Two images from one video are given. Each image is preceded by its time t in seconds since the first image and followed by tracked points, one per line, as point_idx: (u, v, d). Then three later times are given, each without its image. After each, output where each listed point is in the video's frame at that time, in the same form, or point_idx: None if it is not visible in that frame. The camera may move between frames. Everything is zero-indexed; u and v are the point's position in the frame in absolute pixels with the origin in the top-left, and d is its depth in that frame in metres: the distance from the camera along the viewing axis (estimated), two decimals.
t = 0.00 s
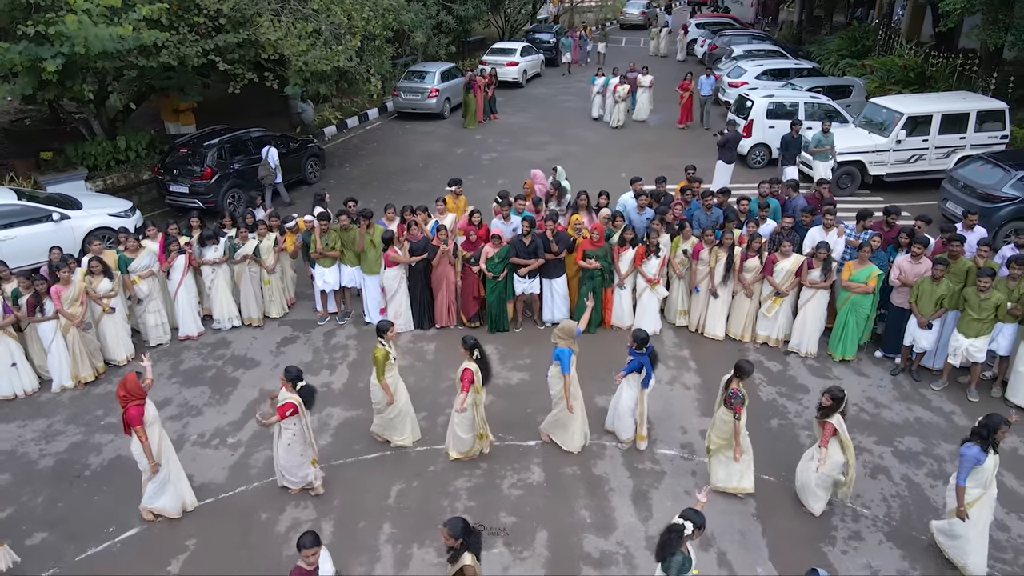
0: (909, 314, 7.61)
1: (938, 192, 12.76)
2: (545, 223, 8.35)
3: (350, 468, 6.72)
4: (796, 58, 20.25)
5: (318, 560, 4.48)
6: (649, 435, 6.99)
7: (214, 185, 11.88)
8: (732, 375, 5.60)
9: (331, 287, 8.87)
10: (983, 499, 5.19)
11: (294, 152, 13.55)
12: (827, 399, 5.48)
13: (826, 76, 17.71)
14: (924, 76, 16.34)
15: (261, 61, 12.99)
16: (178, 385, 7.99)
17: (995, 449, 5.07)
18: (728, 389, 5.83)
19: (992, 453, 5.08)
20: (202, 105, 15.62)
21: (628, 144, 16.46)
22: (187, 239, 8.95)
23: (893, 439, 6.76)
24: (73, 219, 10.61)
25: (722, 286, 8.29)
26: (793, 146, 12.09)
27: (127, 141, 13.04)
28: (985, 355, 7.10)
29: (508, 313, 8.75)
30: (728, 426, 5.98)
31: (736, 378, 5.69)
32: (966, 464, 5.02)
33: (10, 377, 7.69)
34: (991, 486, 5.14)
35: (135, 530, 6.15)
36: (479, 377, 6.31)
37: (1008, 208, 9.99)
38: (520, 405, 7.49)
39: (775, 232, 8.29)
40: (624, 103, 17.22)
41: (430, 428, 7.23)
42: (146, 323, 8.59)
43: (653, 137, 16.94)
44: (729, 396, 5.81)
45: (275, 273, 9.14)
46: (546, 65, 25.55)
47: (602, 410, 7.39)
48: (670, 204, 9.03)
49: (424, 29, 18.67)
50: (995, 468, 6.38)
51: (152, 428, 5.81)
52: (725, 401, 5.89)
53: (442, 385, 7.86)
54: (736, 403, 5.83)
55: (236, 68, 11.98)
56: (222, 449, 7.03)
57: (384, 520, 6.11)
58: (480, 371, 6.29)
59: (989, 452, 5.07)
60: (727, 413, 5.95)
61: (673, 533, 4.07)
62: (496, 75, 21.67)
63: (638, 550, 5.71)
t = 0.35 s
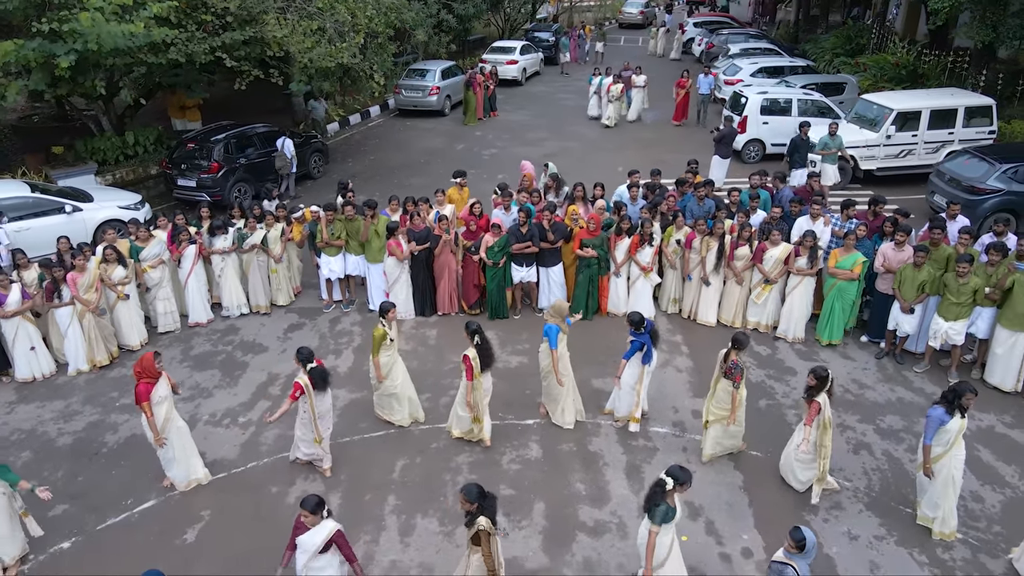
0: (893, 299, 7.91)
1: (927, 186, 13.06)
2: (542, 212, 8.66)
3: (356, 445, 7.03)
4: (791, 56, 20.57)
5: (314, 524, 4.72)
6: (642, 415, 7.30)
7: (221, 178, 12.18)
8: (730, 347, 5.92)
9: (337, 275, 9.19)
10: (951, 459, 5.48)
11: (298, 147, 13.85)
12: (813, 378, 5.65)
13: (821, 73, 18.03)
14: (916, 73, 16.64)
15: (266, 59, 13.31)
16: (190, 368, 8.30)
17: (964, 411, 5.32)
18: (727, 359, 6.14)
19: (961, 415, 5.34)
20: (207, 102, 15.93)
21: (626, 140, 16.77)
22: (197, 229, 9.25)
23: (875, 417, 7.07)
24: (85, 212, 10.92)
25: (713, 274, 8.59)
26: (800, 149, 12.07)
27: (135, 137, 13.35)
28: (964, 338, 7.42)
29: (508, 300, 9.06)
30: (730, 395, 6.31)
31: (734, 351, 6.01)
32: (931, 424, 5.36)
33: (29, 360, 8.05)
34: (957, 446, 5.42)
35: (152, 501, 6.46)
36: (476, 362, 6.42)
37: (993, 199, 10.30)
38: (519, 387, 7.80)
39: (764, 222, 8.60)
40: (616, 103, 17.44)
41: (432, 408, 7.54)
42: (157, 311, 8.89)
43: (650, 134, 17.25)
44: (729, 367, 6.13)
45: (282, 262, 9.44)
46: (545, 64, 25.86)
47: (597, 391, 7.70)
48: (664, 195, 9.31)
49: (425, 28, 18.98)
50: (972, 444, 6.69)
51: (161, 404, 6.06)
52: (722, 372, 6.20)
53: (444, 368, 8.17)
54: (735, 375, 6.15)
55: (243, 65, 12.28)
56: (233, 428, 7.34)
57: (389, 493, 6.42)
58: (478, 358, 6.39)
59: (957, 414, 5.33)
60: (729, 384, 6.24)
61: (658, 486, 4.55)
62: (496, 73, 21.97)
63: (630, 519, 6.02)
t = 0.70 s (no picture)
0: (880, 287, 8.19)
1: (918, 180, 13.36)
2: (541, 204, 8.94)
3: (363, 425, 7.32)
4: (787, 54, 20.87)
5: (319, 492, 4.84)
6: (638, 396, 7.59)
7: (227, 173, 12.45)
8: (732, 323, 6.27)
9: (342, 265, 9.48)
10: (920, 427, 5.82)
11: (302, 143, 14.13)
12: (807, 351, 5.91)
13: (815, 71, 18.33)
14: (909, 71, 16.94)
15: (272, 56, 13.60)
16: (200, 354, 8.59)
17: (936, 384, 5.61)
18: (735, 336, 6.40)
19: (934, 386, 5.64)
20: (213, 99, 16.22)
21: (624, 137, 17.07)
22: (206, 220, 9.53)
23: (861, 398, 7.37)
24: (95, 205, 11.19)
25: (707, 263, 8.87)
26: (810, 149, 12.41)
27: (143, 133, 13.63)
28: (947, 322, 7.71)
29: (508, 289, 9.36)
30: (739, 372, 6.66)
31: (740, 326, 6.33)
32: (902, 388, 5.78)
33: (46, 346, 8.33)
34: (923, 415, 5.75)
35: (168, 477, 6.75)
36: (469, 342, 6.69)
37: (979, 192, 10.59)
38: (519, 371, 8.10)
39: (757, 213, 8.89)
40: (610, 101, 17.61)
41: (435, 391, 7.83)
42: (169, 299, 9.18)
43: (648, 131, 17.56)
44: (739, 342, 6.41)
45: (289, 253, 9.70)
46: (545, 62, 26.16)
47: (594, 375, 7.99)
48: (660, 188, 9.60)
49: (427, 27, 19.29)
50: (954, 422, 6.97)
51: (163, 382, 6.33)
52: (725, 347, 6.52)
53: (446, 353, 8.46)
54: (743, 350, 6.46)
55: (249, 62, 12.57)
56: (244, 409, 7.63)
57: (394, 469, 6.71)
58: (471, 337, 6.64)
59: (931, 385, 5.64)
60: (735, 358, 6.55)
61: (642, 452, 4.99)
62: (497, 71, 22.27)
63: (625, 492, 6.31)
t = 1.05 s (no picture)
0: (866, 275, 8.49)
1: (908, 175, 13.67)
2: (539, 196, 9.25)
3: (369, 406, 7.64)
4: (783, 53, 21.20)
5: (336, 463, 5.14)
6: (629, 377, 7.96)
7: (234, 167, 12.74)
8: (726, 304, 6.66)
9: (347, 255, 9.79)
10: (888, 400, 6.16)
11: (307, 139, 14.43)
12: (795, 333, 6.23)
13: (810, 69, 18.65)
14: (901, 69, 17.27)
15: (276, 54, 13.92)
16: (211, 340, 8.90)
17: (907, 362, 5.93)
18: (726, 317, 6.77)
19: (906, 364, 5.97)
20: (218, 97, 16.52)
21: (622, 134, 17.39)
22: (215, 212, 9.84)
23: (846, 381, 7.69)
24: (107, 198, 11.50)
25: (702, 253, 9.17)
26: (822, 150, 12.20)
27: (151, 129, 13.90)
28: (930, 308, 8.03)
29: (508, 279, 9.66)
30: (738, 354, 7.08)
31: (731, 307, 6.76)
32: (880, 362, 6.17)
33: (63, 332, 8.65)
34: (893, 391, 6.09)
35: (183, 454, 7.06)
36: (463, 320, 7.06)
37: (966, 185, 10.89)
38: (519, 355, 8.42)
39: (749, 204, 9.19)
40: (604, 101, 17.76)
41: (438, 374, 8.15)
42: (181, 288, 9.50)
43: (646, 128, 17.87)
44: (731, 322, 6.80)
45: (296, 243, 10.01)
46: (545, 61, 26.48)
47: (591, 359, 8.31)
48: (655, 180, 9.89)
49: (428, 25, 19.60)
50: (935, 402, 7.30)
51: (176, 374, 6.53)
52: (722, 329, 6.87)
53: (449, 339, 8.79)
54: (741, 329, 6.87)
55: (255, 59, 12.88)
56: (254, 391, 7.95)
57: (400, 446, 7.02)
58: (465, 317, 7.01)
59: (905, 361, 5.98)
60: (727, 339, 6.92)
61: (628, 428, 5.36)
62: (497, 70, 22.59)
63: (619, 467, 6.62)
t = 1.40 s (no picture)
0: (855, 265, 8.78)
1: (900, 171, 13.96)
2: (538, 189, 9.52)
3: (374, 389, 7.93)
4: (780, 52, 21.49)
5: (350, 436, 5.41)
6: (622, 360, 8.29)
7: (240, 163, 13.02)
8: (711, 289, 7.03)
9: (352, 247, 10.06)
10: (862, 383, 6.50)
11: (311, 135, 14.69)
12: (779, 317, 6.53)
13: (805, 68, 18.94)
14: (895, 68, 17.56)
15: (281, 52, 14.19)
16: (220, 328, 9.19)
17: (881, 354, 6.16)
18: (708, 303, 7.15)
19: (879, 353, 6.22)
20: (222, 94, 16.81)
21: (620, 131, 17.68)
22: (223, 204, 10.13)
23: (834, 366, 7.98)
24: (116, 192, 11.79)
25: (697, 244, 9.46)
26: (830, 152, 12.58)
27: (158, 126, 14.20)
28: (916, 296, 8.33)
29: (508, 269, 9.94)
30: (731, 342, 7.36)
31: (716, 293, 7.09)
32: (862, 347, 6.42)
33: (77, 320, 8.94)
34: (866, 376, 6.40)
35: (196, 435, 7.35)
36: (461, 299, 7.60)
37: (954, 179, 11.16)
38: (519, 342, 8.71)
39: (742, 197, 9.47)
40: (599, 100, 18.00)
41: (441, 359, 8.44)
42: (191, 278, 9.79)
43: (643, 126, 18.16)
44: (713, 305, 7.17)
45: (302, 235, 10.30)
46: (544, 60, 26.78)
47: (588, 346, 8.61)
48: (651, 174, 10.17)
49: (429, 24, 19.88)
50: (918, 385, 7.60)
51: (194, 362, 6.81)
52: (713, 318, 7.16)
53: (451, 327, 9.08)
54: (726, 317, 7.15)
55: (260, 57, 13.14)
56: (263, 376, 8.24)
57: (404, 427, 7.31)
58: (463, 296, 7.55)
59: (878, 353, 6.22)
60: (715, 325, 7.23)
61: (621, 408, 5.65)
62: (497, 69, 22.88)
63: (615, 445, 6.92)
